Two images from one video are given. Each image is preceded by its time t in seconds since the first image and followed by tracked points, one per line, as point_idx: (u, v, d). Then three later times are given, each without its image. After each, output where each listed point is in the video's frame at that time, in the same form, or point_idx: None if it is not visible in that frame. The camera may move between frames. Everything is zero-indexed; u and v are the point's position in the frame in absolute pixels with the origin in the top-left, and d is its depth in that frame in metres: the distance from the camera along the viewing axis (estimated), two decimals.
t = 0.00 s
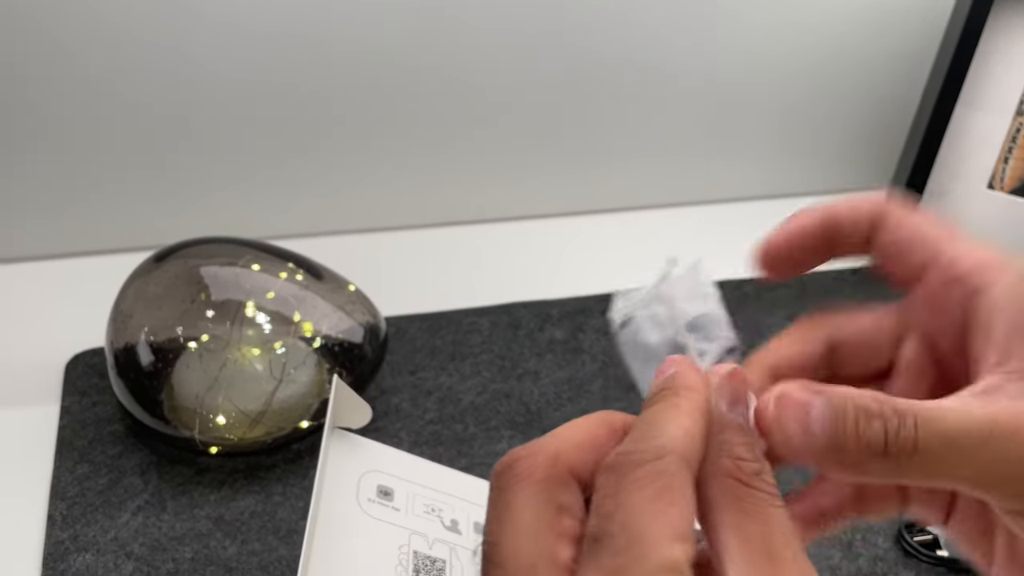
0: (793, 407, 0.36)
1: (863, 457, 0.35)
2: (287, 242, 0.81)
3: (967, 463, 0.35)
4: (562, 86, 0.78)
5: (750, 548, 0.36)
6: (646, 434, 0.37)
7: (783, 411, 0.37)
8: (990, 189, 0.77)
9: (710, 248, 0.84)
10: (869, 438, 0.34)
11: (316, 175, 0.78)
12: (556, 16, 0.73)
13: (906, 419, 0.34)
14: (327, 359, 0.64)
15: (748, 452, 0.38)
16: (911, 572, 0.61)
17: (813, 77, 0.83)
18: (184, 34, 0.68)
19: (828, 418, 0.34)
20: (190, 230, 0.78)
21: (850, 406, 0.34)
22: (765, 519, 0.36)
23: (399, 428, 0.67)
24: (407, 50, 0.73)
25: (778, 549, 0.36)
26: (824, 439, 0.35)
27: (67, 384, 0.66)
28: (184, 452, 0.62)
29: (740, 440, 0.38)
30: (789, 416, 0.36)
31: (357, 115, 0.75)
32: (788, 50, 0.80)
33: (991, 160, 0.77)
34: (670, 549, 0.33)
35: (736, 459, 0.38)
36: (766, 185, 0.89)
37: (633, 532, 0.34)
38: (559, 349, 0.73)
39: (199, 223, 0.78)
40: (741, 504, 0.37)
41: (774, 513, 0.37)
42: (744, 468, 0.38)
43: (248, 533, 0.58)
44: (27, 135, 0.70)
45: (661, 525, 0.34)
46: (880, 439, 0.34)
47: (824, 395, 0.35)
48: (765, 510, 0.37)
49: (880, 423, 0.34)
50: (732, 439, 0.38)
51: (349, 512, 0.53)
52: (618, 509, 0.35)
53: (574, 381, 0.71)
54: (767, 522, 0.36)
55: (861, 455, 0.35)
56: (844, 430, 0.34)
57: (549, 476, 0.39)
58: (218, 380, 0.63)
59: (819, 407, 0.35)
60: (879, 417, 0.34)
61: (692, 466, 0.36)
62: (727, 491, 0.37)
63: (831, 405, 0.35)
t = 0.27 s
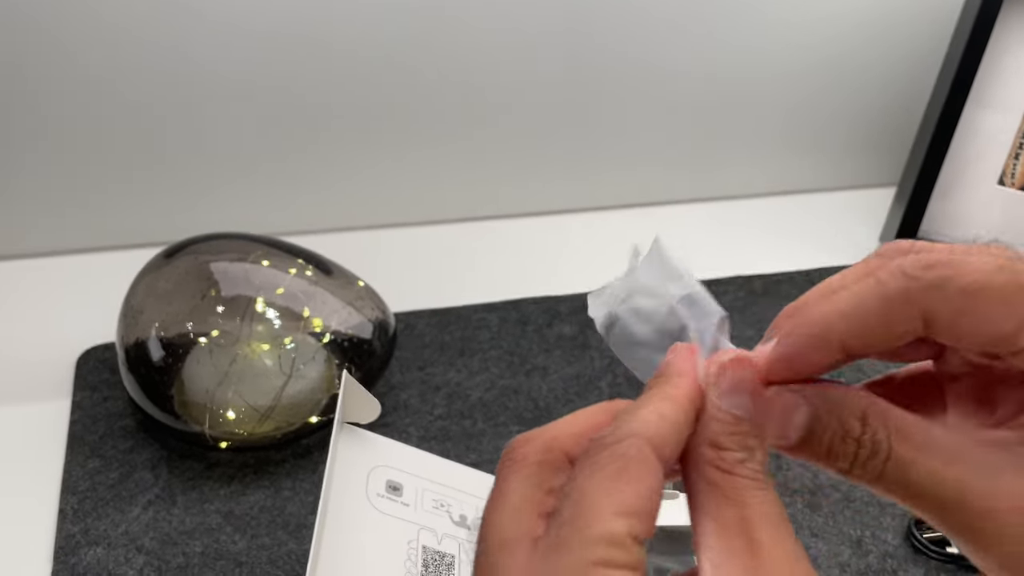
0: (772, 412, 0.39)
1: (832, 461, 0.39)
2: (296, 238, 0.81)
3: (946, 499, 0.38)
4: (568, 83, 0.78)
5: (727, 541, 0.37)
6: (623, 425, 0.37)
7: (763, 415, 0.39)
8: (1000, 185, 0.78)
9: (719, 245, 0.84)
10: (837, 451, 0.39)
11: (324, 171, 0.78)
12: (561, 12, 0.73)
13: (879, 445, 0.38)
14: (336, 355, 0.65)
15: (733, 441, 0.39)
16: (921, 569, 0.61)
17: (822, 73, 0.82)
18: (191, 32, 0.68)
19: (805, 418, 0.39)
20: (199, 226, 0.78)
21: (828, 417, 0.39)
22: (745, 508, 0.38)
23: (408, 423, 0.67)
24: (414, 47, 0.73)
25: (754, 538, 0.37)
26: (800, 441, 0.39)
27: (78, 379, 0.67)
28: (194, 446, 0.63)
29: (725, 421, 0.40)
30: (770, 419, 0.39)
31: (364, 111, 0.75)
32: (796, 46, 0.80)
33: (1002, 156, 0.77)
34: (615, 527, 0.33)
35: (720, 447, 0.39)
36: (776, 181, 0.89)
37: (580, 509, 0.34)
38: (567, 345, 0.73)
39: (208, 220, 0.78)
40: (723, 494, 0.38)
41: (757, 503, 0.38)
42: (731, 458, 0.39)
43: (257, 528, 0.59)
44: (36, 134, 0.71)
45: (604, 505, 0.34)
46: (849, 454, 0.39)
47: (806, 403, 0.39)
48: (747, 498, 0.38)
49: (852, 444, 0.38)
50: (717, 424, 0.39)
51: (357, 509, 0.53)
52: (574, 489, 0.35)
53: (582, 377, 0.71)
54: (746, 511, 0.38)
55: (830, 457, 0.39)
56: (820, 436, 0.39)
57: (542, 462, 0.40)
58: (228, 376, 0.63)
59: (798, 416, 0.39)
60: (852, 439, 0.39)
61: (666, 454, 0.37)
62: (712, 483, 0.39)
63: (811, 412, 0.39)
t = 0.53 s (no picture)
0: (801, 386, 0.38)
1: (841, 453, 0.38)
2: (302, 235, 0.81)
3: (959, 480, 0.38)
4: (574, 80, 0.77)
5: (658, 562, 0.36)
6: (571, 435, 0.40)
7: (792, 389, 0.38)
8: (1010, 182, 0.77)
9: (727, 242, 0.83)
10: (851, 432, 0.37)
11: (329, 169, 0.78)
12: (566, 9, 0.73)
13: (884, 425, 0.37)
14: (341, 352, 0.64)
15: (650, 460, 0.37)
16: (930, 568, 0.61)
17: (830, 70, 0.81)
18: (195, 29, 0.68)
19: (827, 404, 0.38)
20: (205, 223, 0.78)
21: (845, 403, 0.38)
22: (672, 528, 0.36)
23: (414, 421, 0.66)
24: (418, 43, 0.72)
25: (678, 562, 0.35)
26: (818, 424, 0.38)
27: (84, 376, 0.67)
28: (200, 444, 0.63)
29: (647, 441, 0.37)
30: (796, 393, 0.38)
31: (369, 109, 0.75)
32: (804, 43, 0.79)
33: (1012, 152, 0.76)
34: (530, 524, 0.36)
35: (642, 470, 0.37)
36: (782, 178, 0.88)
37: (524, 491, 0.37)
38: (573, 343, 0.73)
39: (213, 217, 0.78)
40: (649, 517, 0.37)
41: (681, 522, 0.36)
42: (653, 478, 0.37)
43: (263, 525, 0.58)
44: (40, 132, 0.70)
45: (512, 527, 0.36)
46: (862, 437, 0.37)
47: (831, 380, 0.38)
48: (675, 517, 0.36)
49: (863, 422, 0.37)
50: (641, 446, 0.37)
51: (362, 508, 0.52)
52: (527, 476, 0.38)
53: (588, 375, 0.71)
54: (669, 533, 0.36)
55: (841, 445, 0.38)
56: (834, 420, 0.38)
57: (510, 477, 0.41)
58: (233, 373, 0.63)
59: (824, 394, 0.38)
60: (864, 415, 0.38)
61: (578, 481, 0.39)
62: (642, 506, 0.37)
63: (834, 392, 0.38)
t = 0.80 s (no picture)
0: (830, 376, 0.34)
1: (875, 447, 0.35)
2: (307, 233, 0.81)
3: (994, 468, 0.36)
4: (577, 79, 0.77)
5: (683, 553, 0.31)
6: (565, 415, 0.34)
7: (821, 378, 0.34)
8: (1013, 179, 0.77)
9: (730, 240, 0.83)
10: (882, 424, 0.34)
11: (333, 168, 0.78)
12: (569, 8, 0.73)
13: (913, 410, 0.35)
14: (346, 350, 0.65)
15: (660, 444, 0.33)
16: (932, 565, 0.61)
17: (833, 68, 0.82)
18: (201, 29, 0.68)
19: (855, 393, 0.34)
20: (210, 221, 0.79)
21: (872, 395, 0.34)
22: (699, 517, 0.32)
23: (418, 419, 0.67)
24: (423, 43, 0.73)
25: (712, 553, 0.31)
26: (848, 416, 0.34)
27: (91, 374, 0.67)
28: (206, 441, 0.63)
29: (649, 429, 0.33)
30: (826, 385, 0.34)
31: (374, 108, 0.75)
32: (807, 42, 0.79)
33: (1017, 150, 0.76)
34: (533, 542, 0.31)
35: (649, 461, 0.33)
36: (786, 177, 0.89)
37: (513, 504, 0.32)
38: (577, 341, 0.73)
39: (219, 216, 0.79)
40: (666, 505, 0.32)
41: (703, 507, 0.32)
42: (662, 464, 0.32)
43: (268, 522, 0.59)
44: (47, 131, 0.71)
45: (523, 495, 0.32)
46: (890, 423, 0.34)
47: (853, 369, 0.35)
48: (689, 505, 0.32)
49: (894, 409, 0.34)
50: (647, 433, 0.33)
51: (367, 506, 0.53)
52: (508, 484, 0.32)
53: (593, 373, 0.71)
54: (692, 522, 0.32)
55: (873, 437, 0.34)
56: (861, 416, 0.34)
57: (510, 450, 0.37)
58: (239, 370, 0.63)
59: (850, 383, 0.34)
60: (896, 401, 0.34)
61: (590, 440, 0.34)
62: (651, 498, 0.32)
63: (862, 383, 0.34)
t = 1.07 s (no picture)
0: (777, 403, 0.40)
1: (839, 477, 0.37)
2: (308, 233, 0.81)
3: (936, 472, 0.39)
4: (578, 78, 0.77)
5: (749, 538, 0.33)
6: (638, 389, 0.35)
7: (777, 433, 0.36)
8: (1018, 178, 0.77)
9: (733, 239, 0.83)
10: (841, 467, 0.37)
11: (334, 167, 0.78)
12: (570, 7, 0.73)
13: (864, 431, 0.39)
14: (347, 350, 0.65)
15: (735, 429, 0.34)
16: (936, 566, 0.61)
17: (835, 67, 0.81)
18: (201, 29, 0.68)
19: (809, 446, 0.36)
20: (212, 221, 0.79)
21: (823, 412, 0.40)
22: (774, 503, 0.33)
23: (420, 419, 0.67)
24: (424, 42, 0.73)
25: (784, 537, 0.32)
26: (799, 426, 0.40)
27: (93, 374, 0.67)
28: (208, 441, 0.63)
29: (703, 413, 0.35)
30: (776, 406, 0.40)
31: (376, 107, 0.75)
32: (809, 41, 0.79)
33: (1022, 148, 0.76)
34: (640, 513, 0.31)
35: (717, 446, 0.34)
36: (788, 175, 0.88)
37: (590, 457, 0.32)
38: (579, 341, 0.73)
39: (222, 216, 0.79)
40: (724, 488, 0.34)
41: (769, 490, 0.33)
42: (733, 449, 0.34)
43: (270, 522, 0.59)
44: (48, 131, 0.71)
45: (608, 446, 0.32)
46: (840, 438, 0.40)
47: (805, 393, 0.40)
48: (751, 488, 0.33)
49: (842, 430, 0.39)
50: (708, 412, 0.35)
51: (369, 504, 0.53)
52: (582, 439, 0.33)
53: (595, 372, 0.71)
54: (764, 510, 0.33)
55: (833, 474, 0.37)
56: (814, 424, 0.40)
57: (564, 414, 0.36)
58: (241, 370, 0.63)
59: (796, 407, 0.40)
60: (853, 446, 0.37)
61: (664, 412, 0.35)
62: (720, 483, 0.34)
63: (809, 401, 0.40)
